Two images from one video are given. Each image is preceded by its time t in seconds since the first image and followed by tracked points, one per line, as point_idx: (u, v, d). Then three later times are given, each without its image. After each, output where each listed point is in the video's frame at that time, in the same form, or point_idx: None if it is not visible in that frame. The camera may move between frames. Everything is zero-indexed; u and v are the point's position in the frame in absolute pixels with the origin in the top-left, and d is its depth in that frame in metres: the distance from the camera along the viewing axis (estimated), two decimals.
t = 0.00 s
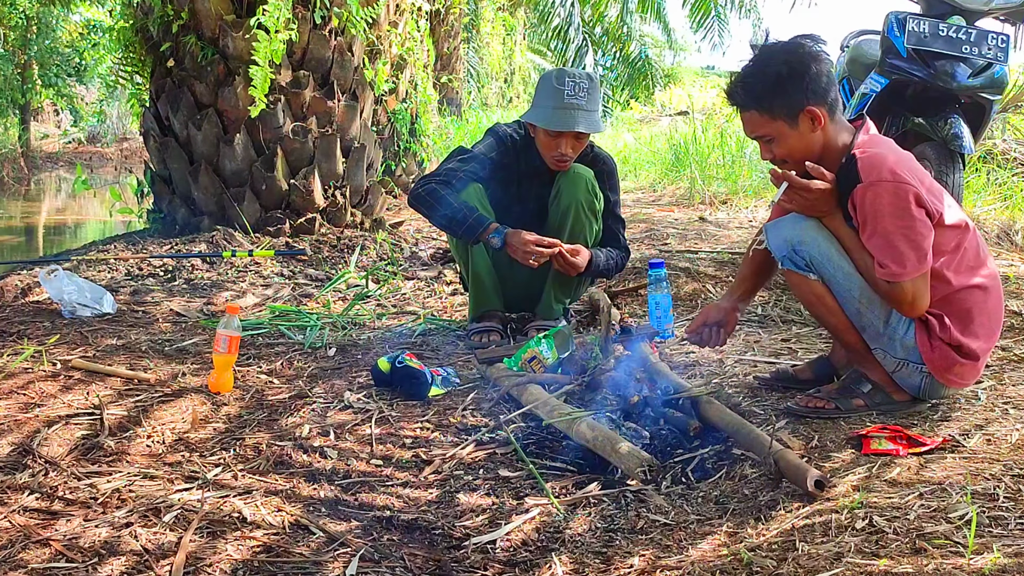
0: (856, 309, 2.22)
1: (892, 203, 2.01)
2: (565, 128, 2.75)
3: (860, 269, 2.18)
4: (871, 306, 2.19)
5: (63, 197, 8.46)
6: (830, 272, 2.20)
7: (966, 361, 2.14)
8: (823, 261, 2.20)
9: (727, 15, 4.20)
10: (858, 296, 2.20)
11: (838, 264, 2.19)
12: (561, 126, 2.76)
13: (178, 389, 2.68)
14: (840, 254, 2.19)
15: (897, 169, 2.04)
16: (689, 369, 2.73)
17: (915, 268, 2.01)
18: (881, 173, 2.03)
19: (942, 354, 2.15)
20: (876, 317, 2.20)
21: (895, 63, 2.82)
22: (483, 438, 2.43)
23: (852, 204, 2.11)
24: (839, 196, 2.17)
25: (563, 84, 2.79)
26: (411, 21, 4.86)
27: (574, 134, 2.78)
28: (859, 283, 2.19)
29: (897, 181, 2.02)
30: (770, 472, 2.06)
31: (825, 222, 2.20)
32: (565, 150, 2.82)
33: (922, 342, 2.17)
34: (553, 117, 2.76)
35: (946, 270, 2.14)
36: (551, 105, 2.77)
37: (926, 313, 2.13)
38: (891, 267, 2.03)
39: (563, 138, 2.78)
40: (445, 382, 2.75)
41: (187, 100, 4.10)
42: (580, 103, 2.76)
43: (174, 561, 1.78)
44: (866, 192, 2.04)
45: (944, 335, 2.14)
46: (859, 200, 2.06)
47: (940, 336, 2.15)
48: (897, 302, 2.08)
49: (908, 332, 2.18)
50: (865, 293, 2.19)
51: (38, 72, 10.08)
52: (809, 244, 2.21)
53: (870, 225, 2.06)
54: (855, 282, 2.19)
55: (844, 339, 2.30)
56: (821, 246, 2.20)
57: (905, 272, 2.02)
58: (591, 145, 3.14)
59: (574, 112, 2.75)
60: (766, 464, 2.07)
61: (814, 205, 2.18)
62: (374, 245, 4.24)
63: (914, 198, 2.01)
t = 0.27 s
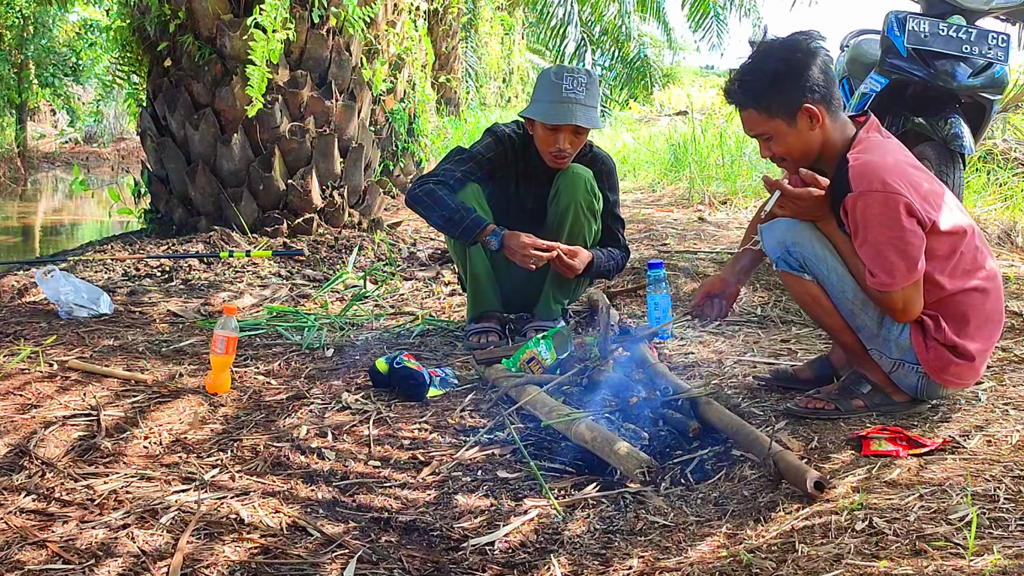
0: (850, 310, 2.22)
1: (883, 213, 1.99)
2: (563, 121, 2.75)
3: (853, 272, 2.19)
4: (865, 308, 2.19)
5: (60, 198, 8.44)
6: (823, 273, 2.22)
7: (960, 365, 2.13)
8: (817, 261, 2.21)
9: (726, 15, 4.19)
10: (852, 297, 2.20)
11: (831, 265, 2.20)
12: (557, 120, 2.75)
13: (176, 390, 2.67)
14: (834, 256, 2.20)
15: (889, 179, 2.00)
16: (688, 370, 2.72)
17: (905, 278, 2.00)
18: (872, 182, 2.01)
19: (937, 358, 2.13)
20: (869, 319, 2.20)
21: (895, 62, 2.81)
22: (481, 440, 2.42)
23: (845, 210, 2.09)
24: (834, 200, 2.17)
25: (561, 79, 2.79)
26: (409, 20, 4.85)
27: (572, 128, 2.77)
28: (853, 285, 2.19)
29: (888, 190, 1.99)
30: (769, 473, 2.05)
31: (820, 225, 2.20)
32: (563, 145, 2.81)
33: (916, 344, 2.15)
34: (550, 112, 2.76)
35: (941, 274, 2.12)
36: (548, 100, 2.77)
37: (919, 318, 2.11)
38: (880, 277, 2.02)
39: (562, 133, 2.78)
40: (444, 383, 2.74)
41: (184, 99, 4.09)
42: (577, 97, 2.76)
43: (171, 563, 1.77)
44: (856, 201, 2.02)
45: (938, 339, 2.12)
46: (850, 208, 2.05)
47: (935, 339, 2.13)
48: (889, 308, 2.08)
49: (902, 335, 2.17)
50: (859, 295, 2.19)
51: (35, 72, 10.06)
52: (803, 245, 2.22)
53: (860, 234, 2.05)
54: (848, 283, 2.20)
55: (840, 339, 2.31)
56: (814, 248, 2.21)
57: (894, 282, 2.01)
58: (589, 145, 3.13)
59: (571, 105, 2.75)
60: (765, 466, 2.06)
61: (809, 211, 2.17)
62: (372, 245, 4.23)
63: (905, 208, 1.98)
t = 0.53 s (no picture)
0: (851, 311, 2.22)
1: (885, 213, 1.98)
2: (561, 115, 2.73)
3: (854, 272, 2.18)
4: (867, 308, 2.18)
5: (57, 198, 8.42)
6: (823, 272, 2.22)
7: (963, 366, 2.12)
8: (819, 261, 2.22)
9: (725, 16, 4.19)
10: (853, 298, 2.19)
11: (833, 265, 2.20)
12: (555, 115, 2.74)
13: (173, 391, 2.66)
14: (835, 256, 2.20)
15: (890, 179, 2.00)
16: (687, 371, 2.71)
17: (907, 279, 1.98)
18: (873, 182, 2.00)
19: (938, 360, 2.12)
20: (870, 319, 2.20)
21: (895, 62, 2.81)
22: (479, 441, 2.41)
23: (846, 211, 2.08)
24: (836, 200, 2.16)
25: (558, 74, 2.78)
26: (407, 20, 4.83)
27: (571, 122, 2.76)
28: (855, 286, 2.19)
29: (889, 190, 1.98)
30: (768, 474, 2.04)
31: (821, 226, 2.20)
32: (562, 141, 2.80)
33: (917, 346, 2.14)
34: (548, 106, 2.75)
35: (943, 275, 2.11)
36: (545, 95, 2.76)
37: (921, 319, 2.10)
38: (882, 278, 2.00)
39: (560, 128, 2.76)
40: (442, 384, 2.73)
41: (181, 99, 4.07)
42: (575, 92, 2.75)
43: (168, 565, 1.76)
44: (857, 202, 2.01)
45: (941, 340, 2.11)
46: (851, 208, 2.04)
47: (937, 340, 2.12)
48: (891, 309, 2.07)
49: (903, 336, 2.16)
50: (860, 295, 2.18)
51: (32, 72, 10.04)
52: (805, 244, 2.23)
53: (861, 234, 2.04)
54: (849, 283, 2.19)
55: (842, 341, 2.30)
56: (816, 247, 2.21)
57: (896, 283, 1.99)
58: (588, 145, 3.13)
59: (569, 100, 2.74)
60: (764, 467, 2.06)
61: (810, 213, 2.16)
62: (370, 246, 4.22)
63: (907, 207, 1.97)
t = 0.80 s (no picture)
0: (854, 312, 2.21)
1: (890, 210, 1.97)
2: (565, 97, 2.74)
3: (858, 273, 2.17)
4: (869, 309, 2.18)
5: (54, 198, 8.40)
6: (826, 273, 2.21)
7: (966, 366, 2.11)
8: (821, 262, 2.21)
9: (725, 16, 4.18)
10: (859, 300, 2.18)
11: (835, 266, 2.19)
12: (557, 99, 2.76)
13: (170, 392, 2.65)
14: (838, 257, 2.18)
15: (894, 176, 2.00)
16: (686, 372, 2.70)
17: (914, 276, 1.97)
18: (878, 180, 2.00)
19: (941, 359, 2.11)
20: (874, 320, 2.19)
21: (895, 62, 2.81)
22: (478, 442, 2.40)
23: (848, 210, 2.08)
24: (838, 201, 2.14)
25: (557, 59, 2.79)
26: (405, 19, 4.82)
27: (574, 104, 2.78)
28: (857, 286, 2.17)
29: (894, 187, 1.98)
30: (768, 475, 2.03)
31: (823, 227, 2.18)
32: (566, 124, 2.82)
33: (920, 346, 2.13)
34: (549, 92, 2.76)
35: (947, 274, 2.10)
36: (546, 80, 2.77)
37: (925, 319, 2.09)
38: (890, 276, 1.99)
39: (563, 112, 2.78)
40: (440, 385, 2.72)
41: (179, 99, 4.06)
42: (577, 75, 2.76)
43: (165, 566, 1.75)
44: (862, 200, 2.01)
45: (945, 340, 2.10)
46: (855, 207, 2.03)
47: (941, 340, 2.11)
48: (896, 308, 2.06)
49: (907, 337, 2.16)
50: (862, 296, 2.17)
51: (29, 72, 10.04)
52: (807, 245, 2.22)
53: (866, 232, 2.03)
54: (853, 284, 2.18)
55: (846, 342, 2.29)
56: (818, 249, 2.20)
57: (903, 280, 1.98)
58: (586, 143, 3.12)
59: (571, 83, 2.74)
60: (763, 468, 2.05)
61: (812, 213, 2.14)
62: (368, 246, 4.21)
63: (912, 204, 1.96)
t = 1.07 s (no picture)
0: (849, 312, 2.21)
1: (879, 213, 1.96)
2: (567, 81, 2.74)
3: (852, 273, 2.17)
4: (865, 310, 2.18)
5: (51, 198, 8.38)
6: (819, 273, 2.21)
7: (962, 368, 2.09)
8: (815, 263, 2.20)
9: (724, 16, 4.17)
10: (853, 301, 2.19)
11: (830, 267, 2.19)
12: (558, 85, 2.77)
13: (167, 393, 2.64)
14: (832, 257, 2.18)
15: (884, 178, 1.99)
16: (685, 373, 2.69)
17: (904, 278, 1.96)
18: (866, 182, 1.99)
19: (936, 360, 2.10)
20: (868, 321, 2.19)
21: (895, 62, 2.80)
22: (476, 443, 2.39)
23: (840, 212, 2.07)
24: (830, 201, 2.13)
25: (557, 49, 2.81)
26: (404, 19, 4.81)
27: (576, 85, 2.78)
28: (852, 287, 2.18)
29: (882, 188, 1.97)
30: (767, 477, 2.02)
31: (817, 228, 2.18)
32: (569, 110, 2.81)
33: (916, 347, 2.12)
34: (549, 76, 2.76)
35: (942, 276, 2.07)
36: (544, 68, 2.78)
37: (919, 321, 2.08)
38: (879, 279, 1.98)
39: (565, 95, 2.79)
40: (438, 386, 2.71)
41: (176, 99, 4.05)
42: (576, 61, 2.77)
43: (161, 568, 1.74)
44: (851, 203, 2.00)
45: (941, 341, 2.09)
46: (844, 209, 2.02)
47: (936, 341, 2.10)
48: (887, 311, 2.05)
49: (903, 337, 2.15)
50: (857, 297, 2.18)
51: (26, 72, 10.03)
52: (801, 246, 2.22)
53: (855, 235, 2.02)
54: (847, 284, 2.18)
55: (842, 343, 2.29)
56: (812, 249, 2.20)
57: (893, 283, 1.97)
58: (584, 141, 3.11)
59: (571, 67, 2.76)
60: (763, 469, 2.04)
61: (805, 216, 2.13)
62: (366, 247, 4.20)
63: (901, 207, 1.96)
